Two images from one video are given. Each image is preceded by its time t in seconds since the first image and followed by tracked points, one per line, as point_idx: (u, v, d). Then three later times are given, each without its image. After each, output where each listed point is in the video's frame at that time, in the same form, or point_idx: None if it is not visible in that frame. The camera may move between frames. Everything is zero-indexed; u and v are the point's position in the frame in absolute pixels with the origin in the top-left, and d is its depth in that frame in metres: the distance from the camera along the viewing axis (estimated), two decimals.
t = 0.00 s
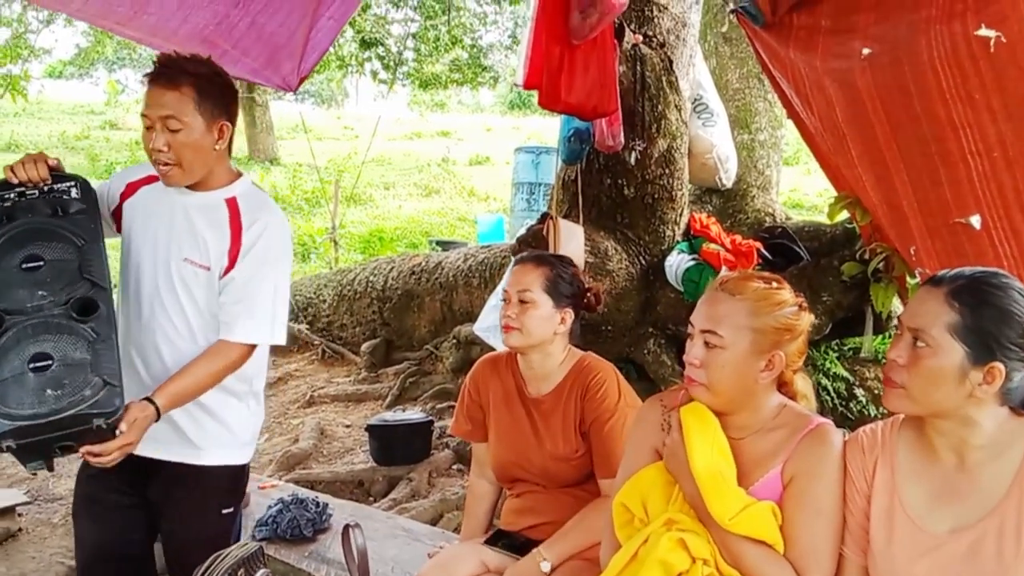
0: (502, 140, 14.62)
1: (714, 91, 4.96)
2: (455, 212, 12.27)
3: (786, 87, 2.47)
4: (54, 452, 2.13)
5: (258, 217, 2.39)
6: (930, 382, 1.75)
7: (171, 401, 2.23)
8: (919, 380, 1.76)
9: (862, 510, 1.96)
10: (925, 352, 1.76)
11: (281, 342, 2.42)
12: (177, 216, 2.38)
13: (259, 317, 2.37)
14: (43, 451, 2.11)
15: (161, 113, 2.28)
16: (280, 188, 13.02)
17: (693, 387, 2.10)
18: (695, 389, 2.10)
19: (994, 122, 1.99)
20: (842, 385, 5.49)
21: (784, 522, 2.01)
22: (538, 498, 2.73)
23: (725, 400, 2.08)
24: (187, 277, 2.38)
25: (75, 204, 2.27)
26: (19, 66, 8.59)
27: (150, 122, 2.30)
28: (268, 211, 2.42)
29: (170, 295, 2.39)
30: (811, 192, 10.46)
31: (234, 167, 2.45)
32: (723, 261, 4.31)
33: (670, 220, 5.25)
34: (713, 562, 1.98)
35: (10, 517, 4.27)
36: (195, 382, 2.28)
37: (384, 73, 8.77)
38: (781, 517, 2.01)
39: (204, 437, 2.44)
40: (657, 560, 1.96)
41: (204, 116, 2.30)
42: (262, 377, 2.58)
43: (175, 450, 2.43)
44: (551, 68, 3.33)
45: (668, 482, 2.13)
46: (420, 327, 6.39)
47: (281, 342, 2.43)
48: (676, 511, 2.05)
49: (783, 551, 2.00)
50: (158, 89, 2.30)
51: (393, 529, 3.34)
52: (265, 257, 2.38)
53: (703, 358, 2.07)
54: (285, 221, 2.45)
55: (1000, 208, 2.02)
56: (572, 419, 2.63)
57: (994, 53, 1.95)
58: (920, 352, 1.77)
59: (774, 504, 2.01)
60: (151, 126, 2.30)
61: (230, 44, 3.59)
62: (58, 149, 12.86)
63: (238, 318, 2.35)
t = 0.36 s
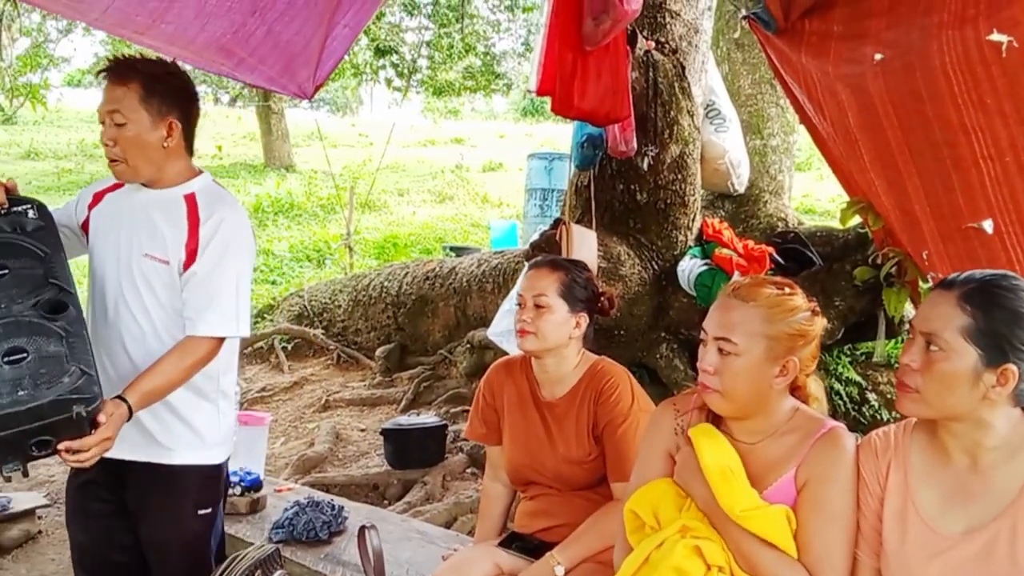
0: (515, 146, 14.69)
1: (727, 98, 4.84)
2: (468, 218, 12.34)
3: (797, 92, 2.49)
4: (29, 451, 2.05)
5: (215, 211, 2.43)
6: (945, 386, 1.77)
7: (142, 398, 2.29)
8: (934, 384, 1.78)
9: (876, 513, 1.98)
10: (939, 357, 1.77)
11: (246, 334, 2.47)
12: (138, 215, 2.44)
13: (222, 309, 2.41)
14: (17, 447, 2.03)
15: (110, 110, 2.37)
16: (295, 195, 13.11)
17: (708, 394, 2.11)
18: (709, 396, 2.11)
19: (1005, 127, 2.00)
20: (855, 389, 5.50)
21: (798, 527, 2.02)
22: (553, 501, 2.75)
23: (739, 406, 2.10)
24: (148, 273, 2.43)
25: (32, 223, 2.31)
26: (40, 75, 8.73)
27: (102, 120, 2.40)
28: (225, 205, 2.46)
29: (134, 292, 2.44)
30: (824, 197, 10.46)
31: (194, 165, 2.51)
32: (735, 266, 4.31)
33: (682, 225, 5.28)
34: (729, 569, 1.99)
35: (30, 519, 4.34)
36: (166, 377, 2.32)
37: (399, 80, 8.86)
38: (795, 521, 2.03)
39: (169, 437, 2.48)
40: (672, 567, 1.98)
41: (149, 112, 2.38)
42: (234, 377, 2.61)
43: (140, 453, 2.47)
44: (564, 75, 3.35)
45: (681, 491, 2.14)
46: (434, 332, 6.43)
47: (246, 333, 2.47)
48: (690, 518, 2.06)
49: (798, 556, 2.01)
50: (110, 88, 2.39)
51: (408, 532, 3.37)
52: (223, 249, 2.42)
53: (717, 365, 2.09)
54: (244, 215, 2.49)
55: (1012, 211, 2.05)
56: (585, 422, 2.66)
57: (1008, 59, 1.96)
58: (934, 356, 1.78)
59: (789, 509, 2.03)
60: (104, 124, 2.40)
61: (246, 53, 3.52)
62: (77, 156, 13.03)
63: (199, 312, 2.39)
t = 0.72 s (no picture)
0: (523, 148, 14.69)
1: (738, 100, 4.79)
2: (476, 221, 12.34)
3: (807, 94, 2.47)
4: (50, 470, 2.05)
5: (203, 206, 2.34)
6: (961, 393, 1.75)
7: (152, 403, 2.25)
8: (949, 390, 1.76)
9: (890, 518, 1.96)
10: (954, 362, 1.75)
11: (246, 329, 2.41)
12: (121, 216, 2.32)
13: (220, 307, 2.34)
14: (41, 470, 2.03)
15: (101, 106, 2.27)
16: (304, 198, 13.15)
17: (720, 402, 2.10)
18: (722, 404, 2.10)
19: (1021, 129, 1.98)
20: (867, 393, 5.46)
21: (811, 532, 2.01)
22: (562, 504, 2.73)
23: (752, 412, 2.08)
24: (135, 275, 2.31)
25: (16, 230, 2.28)
26: (51, 79, 8.80)
27: (90, 117, 2.29)
28: (212, 200, 2.36)
29: (120, 295, 2.32)
30: (834, 200, 10.42)
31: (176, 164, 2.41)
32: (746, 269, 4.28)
33: (692, 228, 5.26)
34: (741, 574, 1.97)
35: (41, 521, 4.38)
36: (178, 377, 2.29)
37: (407, 84, 8.91)
38: (809, 526, 2.01)
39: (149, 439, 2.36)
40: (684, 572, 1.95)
41: (146, 109, 2.30)
42: (213, 375, 2.51)
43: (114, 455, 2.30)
44: (573, 77, 3.37)
45: (693, 496, 2.10)
46: (442, 335, 6.43)
47: (246, 329, 2.41)
48: (702, 523, 2.03)
49: (812, 561, 2.00)
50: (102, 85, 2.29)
51: (417, 535, 3.36)
52: (215, 245, 2.33)
53: (729, 372, 2.07)
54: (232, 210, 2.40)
55: None
56: (597, 426, 2.64)
57: None
58: (949, 362, 1.76)
59: (803, 513, 2.01)
60: (92, 121, 2.28)
61: (257, 57, 3.50)
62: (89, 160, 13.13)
63: (198, 312, 2.32)
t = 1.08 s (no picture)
0: (523, 149, 14.68)
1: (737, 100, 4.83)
2: (477, 222, 12.34)
3: (807, 94, 2.47)
4: (20, 496, 1.92)
5: (195, 217, 2.26)
6: (961, 389, 1.74)
7: (131, 423, 2.15)
8: (949, 387, 1.75)
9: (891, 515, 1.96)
10: (953, 359, 1.75)
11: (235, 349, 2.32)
12: (108, 223, 2.24)
13: (208, 323, 2.25)
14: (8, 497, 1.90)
15: (102, 104, 2.19)
16: (304, 199, 13.16)
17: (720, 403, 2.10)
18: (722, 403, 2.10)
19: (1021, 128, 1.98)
20: (868, 392, 5.46)
21: (812, 530, 2.00)
22: (563, 504, 2.74)
23: (753, 412, 2.08)
24: (119, 285, 2.22)
25: None
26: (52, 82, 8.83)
27: (88, 113, 2.21)
28: (205, 212, 2.29)
29: (101, 306, 2.23)
30: (835, 199, 10.42)
31: (171, 171, 2.34)
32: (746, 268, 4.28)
33: (692, 227, 5.26)
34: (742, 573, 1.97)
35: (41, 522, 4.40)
36: (158, 397, 2.19)
37: (407, 85, 8.95)
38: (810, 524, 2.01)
39: (128, 463, 2.26)
40: (685, 571, 1.95)
41: (148, 109, 2.23)
42: (197, 399, 2.40)
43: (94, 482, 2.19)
44: (572, 78, 3.37)
45: (693, 494, 2.11)
46: (443, 336, 6.43)
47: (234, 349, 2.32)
48: (702, 522, 2.03)
49: (813, 560, 1.99)
50: (103, 82, 2.21)
51: (418, 535, 3.35)
52: (206, 258, 2.25)
53: (729, 373, 2.07)
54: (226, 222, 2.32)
55: None
56: (597, 425, 2.64)
57: None
58: (948, 359, 1.76)
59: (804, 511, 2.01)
60: (89, 119, 2.20)
61: (257, 58, 3.50)
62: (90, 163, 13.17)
63: (185, 327, 2.23)
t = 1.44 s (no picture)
0: (513, 143, 14.64)
1: (724, 92, 4.82)
2: (466, 216, 12.31)
3: (791, 83, 2.43)
4: None
5: (106, 210, 1.99)
6: (946, 376, 1.74)
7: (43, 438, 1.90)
8: (934, 375, 1.75)
9: (876, 504, 1.96)
10: (938, 345, 1.75)
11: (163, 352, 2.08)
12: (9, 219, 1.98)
13: (132, 323, 2.00)
14: None
15: None
16: (292, 194, 13.10)
17: (706, 393, 2.09)
18: (706, 392, 2.10)
19: (1005, 117, 1.98)
20: (856, 383, 5.48)
21: (797, 519, 2.00)
22: (551, 496, 2.72)
23: (739, 401, 2.07)
24: (25, 289, 1.97)
25: None
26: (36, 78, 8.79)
27: None
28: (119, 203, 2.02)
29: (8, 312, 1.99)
30: (824, 191, 10.45)
31: (77, 163, 2.06)
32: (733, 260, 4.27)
33: (680, 219, 5.24)
34: (727, 564, 1.96)
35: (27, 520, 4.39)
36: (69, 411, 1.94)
37: (395, 79, 8.99)
38: (795, 514, 2.01)
39: (50, 484, 2.04)
40: (671, 561, 1.93)
41: (43, 94, 1.95)
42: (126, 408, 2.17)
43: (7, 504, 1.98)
44: (558, 67, 3.34)
45: (678, 485, 2.10)
46: (431, 330, 6.40)
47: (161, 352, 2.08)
48: (688, 512, 2.02)
49: (798, 549, 1.99)
50: None
51: (407, 529, 3.33)
52: (121, 256, 1.99)
53: (713, 362, 2.06)
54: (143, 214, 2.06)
55: (1012, 200, 2.02)
56: (585, 417, 2.63)
57: (1007, 45, 1.94)
58: (932, 346, 1.76)
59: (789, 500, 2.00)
60: None
61: (240, 51, 3.47)
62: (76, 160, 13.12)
63: (101, 332, 1.97)
